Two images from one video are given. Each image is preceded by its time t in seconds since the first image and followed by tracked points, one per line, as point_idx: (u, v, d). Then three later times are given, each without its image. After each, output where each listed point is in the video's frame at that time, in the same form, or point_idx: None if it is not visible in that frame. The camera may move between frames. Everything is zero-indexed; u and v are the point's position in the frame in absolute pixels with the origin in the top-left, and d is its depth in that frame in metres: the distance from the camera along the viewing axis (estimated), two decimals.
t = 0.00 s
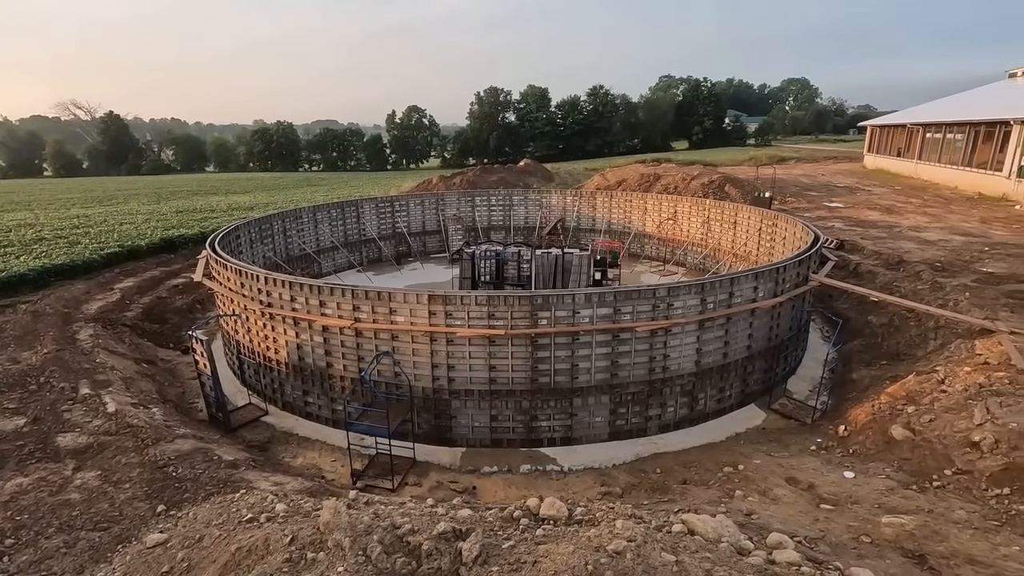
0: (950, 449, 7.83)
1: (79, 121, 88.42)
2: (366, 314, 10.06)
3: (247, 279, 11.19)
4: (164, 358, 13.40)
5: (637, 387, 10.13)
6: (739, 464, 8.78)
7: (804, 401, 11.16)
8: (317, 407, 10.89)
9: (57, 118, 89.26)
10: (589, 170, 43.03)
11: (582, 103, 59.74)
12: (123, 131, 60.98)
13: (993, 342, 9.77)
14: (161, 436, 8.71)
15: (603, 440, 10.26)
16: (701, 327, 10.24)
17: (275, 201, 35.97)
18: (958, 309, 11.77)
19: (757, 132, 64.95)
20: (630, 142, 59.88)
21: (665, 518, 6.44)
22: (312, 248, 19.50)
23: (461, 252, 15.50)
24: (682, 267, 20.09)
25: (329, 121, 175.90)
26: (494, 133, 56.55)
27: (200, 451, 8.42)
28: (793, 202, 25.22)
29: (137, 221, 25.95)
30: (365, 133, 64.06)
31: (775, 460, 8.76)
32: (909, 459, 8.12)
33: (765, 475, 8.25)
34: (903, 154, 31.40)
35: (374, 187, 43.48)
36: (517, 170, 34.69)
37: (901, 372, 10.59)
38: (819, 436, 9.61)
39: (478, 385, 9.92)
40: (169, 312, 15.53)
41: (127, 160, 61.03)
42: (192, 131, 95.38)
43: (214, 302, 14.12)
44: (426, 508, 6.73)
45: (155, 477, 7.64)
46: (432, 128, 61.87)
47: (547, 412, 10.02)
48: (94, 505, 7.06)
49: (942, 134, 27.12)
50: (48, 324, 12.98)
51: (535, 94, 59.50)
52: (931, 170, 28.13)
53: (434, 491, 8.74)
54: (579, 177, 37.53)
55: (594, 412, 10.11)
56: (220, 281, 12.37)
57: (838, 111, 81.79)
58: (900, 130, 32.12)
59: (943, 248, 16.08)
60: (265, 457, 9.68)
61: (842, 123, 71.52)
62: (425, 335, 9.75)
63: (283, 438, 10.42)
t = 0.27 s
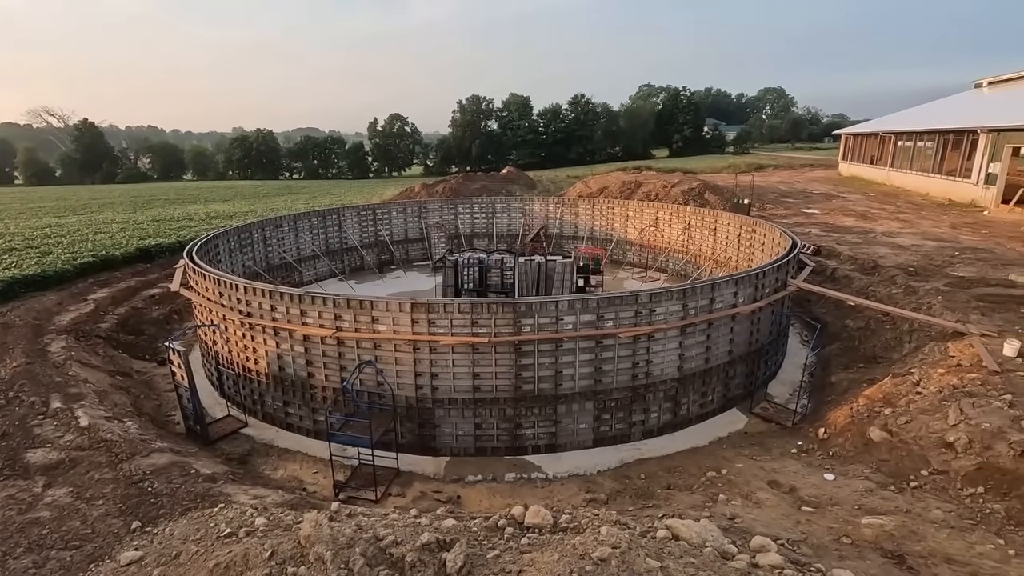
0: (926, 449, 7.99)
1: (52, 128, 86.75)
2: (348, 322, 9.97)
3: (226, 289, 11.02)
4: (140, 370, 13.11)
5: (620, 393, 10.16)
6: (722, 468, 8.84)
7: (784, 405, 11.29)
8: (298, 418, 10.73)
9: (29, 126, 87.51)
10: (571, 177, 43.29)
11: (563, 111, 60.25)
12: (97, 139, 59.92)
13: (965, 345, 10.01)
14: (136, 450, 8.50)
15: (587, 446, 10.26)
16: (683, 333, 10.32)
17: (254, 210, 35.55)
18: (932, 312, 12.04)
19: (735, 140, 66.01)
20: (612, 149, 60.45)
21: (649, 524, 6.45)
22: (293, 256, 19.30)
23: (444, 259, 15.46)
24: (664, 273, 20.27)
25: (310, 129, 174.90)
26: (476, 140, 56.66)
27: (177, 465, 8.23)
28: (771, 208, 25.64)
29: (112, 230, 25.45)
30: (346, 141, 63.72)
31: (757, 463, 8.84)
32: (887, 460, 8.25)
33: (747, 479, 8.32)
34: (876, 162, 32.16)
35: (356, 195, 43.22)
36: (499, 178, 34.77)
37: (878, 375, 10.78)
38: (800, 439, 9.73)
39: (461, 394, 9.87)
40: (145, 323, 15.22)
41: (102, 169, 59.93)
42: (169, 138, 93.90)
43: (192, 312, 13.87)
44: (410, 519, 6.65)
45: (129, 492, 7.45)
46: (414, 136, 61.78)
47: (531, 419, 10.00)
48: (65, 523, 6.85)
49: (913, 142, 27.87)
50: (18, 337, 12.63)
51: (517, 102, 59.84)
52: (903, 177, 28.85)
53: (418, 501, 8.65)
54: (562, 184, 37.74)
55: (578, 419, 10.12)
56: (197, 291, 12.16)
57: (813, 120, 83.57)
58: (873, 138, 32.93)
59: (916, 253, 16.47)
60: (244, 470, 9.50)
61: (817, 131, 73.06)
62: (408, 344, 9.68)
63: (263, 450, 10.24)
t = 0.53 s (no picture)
0: (894, 449, 8.20)
1: (13, 137, 84.27)
2: (323, 333, 9.83)
3: (197, 300, 10.79)
4: (105, 386, 12.72)
5: (598, 400, 10.21)
6: (698, 472, 8.93)
7: (758, 408, 11.48)
8: (272, 431, 10.52)
9: None
10: (548, 185, 43.56)
11: (539, 120, 60.76)
12: (61, 148, 58.34)
13: (929, 347, 10.32)
14: (101, 469, 8.23)
15: (566, 454, 10.27)
16: (658, 339, 10.44)
17: (226, 219, 34.94)
18: (897, 316, 12.40)
19: (708, 149, 67.31)
20: (587, 158, 61.08)
21: (627, 531, 6.47)
22: (266, 267, 18.99)
23: (421, 268, 15.39)
24: (640, 280, 20.50)
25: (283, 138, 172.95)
26: (453, 149, 56.62)
27: (145, 483, 7.99)
28: (743, 215, 26.17)
29: (77, 241, 24.71)
30: (321, 150, 63.13)
31: (732, 467, 8.96)
32: (858, 460, 8.44)
33: (723, 482, 8.42)
34: (842, 170, 33.11)
35: (330, 204, 42.80)
36: (476, 187, 34.82)
37: (848, 377, 11.05)
38: (774, 441, 9.89)
39: (439, 403, 9.80)
40: (111, 337, 14.79)
41: (66, 178, 58.31)
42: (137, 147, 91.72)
43: (161, 325, 13.53)
44: (387, 532, 6.56)
45: (94, 513, 7.20)
46: (390, 144, 61.53)
47: (509, 428, 9.97)
48: (25, 547, 6.58)
49: (876, 151, 28.79)
50: None
51: (493, 111, 60.14)
52: (867, 185, 29.75)
53: (395, 514, 8.54)
54: (538, 193, 37.94)
55: (556, 426, 10.13)
56: (167, 303, 11.87)
57: (782, 129, 85.75)
58: (839, 147, 33.93)
59: (882, 258, 16.97)
60: (216, 487, 9.26)
61: (786, 140, 74.93)
62: (385, 354, 9.59)
63: (236, 465, 10.01)
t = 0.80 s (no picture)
0: (866, 448, 8.38)
1: None
2: (300, 341, 9.71)
3: (169, 309, 10.57)
4: (74, 398, 12.36)
5: (578, 404, 10.25)
6: (677, 475, 9.01)
7: (735, 410, 11.62)
8: (248, 441, 10.33)
9: None
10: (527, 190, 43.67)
11: (518, 126, 61.05)
12: (27, 152, 56.89)
13: (898, 347, 10.60)
14: (69, 484, 7.99)
15: (546, 459, 10.27)
16: (637, 343, 10.52)
17: (201, 225, 34.34)
18: (868, 318, 12.70)
19: (684, 155, 68.25)
20: (566, 163, 61.48)
21: (607, 534, 6.50)
22: (241, 274, 18.70)
23: (400, 274, 15.30)
24: (619, 284, 20.66)
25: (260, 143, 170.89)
26: (432, 154, 56.47)
27: (115, 498, 7.77)
28: (719, 220, 26.56)
29: (44, 249, 24.04)
30: (298, 155, 62.50)
31: (711, 469, 9.05)
32: (832, 459, 8.60)
33: (702, 484, 8.50)
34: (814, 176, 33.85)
35: (308, 210, 42.36)
36: (456, 192, 34.79)
37: (821, 378, 11.27)
38: (751, 443, 10.03)
39: (419, 411, 9.74)
40: (80, 348, 14.40)
41: (32, 183, 56.81)
42: (106, 152, 89.54)
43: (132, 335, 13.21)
44: (366, 542, 6.49)
45: (61, 530, 6.98)
46: (369, 149, 61.13)
47: (490, 434, 9.95)
48: None
49: (847, 157, 29.53)
50: None
51: (472, 117, 60.26)
52: (838, 190, 30.47)
53: (375, 523, 8.45)
54: (518, 198, 38.01)
55: (537, 432, 10.13)
56: (138, 312, 11.60)
57: (757, 135, 87.36)
58: (811, 153, 34.71)
59: (853, 261, 17.37)
60: (190, 500, 9.06)
61: (760, 146, 76.40)
62: (364, 362, 9.51)
63: (210, 477, 9.80)
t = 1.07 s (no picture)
0: (839, 447, 8.56)
1: None
2: (278, 348, 9.60)
3: (142, 316, 10.36)
4: (43, 408, 12.04)
5: (559, 408, 10.29)
6: (657, 476, 9.09)
7: (713, 412, 11.78)
8: (225, 450, 10.17)
9: None
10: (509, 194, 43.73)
11: (499, 131, 61.24)
12: None
13: (870, 348, 10.86)
14: (37, 497, 7.78)
15: (527, 463, 10.28)
16: (617, 346, 10.61)
17: (176, 230, 33.76)
18: (840, 319, 12.99)
19: (663, 160, 69.08)
20: (547, 168, 61.78)
21: (587, 537, 6.54)
22: (218, 280, 18.40)
23: (380, 279, 15.21)
24: (600, 288, 20.80)
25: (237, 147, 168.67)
26: (413, 158, 56.04)
27: (85, 510, 7.59)
28: (697, 224, 26.92)
29: (11, 255, 23.40)
30: (276, 159, 61.83)
31: (689, 470, 9.16)
32: (806, 458, 8.77)
33: (681, 486, 8.60)
34: (789, 180, 34.52)
35: (287, 214, 41.89)
36: (437, 196, 34.73)
37: (796, 379, 11.48)
38: (728, 443, 10.17)
39: (399, 416, 9.69)
40: (49, 356, 14.03)
41: None
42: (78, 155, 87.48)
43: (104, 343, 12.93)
44: (345, 550, 6.43)
45: (28, 544, 6.79)
46: (349, 153, 60.51)
47: (471, 439, 9.94)
48: None
49: (820, 162, 30.20)
50: None
51: (453, 121, 60.29)
52: (812, 194, 31.12)
53: (355, 531, 8.37)
54: (499, 202, 38.06)
55: (518, 436, 10.15)
56: (110, 319, 11.35)
57: (734, 140, 88.76)
58: (785, 158, 35.43)
59: (826, 264, 17.75)
60: (164, 511, 8.87)
61: (738, 151, 77.65)
62: (342, 368, 9.43)
63: (185, 487, 9.62)
